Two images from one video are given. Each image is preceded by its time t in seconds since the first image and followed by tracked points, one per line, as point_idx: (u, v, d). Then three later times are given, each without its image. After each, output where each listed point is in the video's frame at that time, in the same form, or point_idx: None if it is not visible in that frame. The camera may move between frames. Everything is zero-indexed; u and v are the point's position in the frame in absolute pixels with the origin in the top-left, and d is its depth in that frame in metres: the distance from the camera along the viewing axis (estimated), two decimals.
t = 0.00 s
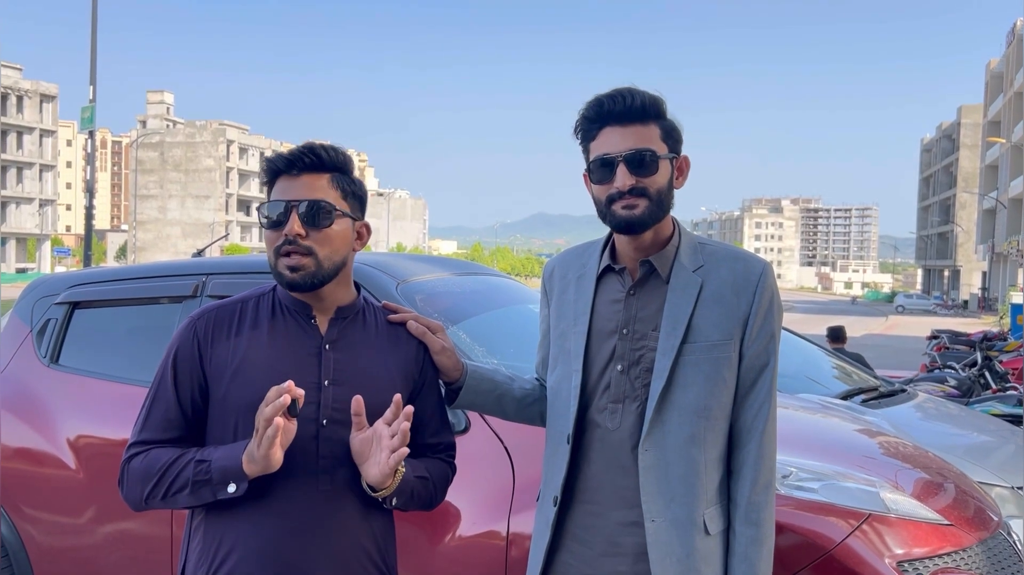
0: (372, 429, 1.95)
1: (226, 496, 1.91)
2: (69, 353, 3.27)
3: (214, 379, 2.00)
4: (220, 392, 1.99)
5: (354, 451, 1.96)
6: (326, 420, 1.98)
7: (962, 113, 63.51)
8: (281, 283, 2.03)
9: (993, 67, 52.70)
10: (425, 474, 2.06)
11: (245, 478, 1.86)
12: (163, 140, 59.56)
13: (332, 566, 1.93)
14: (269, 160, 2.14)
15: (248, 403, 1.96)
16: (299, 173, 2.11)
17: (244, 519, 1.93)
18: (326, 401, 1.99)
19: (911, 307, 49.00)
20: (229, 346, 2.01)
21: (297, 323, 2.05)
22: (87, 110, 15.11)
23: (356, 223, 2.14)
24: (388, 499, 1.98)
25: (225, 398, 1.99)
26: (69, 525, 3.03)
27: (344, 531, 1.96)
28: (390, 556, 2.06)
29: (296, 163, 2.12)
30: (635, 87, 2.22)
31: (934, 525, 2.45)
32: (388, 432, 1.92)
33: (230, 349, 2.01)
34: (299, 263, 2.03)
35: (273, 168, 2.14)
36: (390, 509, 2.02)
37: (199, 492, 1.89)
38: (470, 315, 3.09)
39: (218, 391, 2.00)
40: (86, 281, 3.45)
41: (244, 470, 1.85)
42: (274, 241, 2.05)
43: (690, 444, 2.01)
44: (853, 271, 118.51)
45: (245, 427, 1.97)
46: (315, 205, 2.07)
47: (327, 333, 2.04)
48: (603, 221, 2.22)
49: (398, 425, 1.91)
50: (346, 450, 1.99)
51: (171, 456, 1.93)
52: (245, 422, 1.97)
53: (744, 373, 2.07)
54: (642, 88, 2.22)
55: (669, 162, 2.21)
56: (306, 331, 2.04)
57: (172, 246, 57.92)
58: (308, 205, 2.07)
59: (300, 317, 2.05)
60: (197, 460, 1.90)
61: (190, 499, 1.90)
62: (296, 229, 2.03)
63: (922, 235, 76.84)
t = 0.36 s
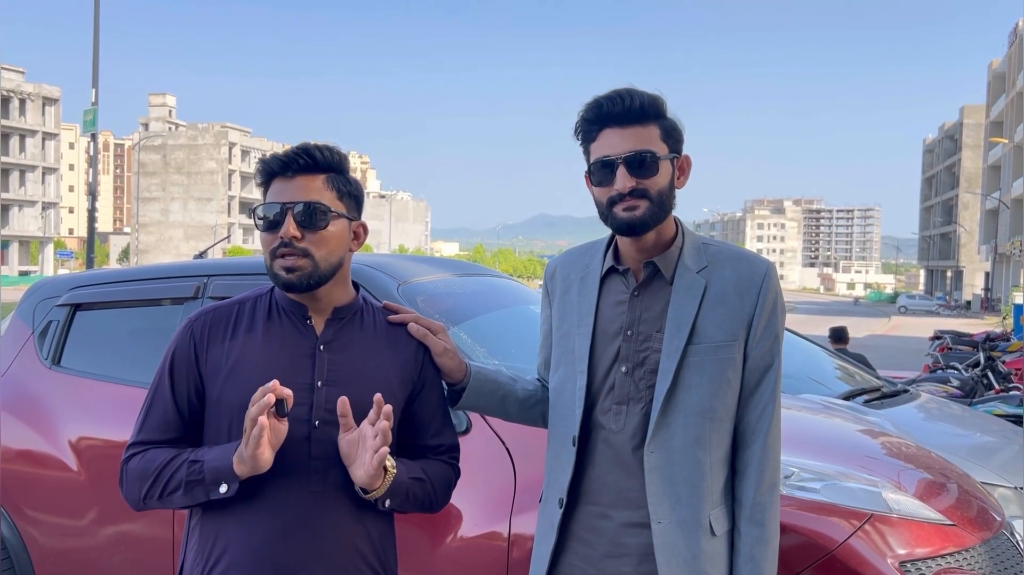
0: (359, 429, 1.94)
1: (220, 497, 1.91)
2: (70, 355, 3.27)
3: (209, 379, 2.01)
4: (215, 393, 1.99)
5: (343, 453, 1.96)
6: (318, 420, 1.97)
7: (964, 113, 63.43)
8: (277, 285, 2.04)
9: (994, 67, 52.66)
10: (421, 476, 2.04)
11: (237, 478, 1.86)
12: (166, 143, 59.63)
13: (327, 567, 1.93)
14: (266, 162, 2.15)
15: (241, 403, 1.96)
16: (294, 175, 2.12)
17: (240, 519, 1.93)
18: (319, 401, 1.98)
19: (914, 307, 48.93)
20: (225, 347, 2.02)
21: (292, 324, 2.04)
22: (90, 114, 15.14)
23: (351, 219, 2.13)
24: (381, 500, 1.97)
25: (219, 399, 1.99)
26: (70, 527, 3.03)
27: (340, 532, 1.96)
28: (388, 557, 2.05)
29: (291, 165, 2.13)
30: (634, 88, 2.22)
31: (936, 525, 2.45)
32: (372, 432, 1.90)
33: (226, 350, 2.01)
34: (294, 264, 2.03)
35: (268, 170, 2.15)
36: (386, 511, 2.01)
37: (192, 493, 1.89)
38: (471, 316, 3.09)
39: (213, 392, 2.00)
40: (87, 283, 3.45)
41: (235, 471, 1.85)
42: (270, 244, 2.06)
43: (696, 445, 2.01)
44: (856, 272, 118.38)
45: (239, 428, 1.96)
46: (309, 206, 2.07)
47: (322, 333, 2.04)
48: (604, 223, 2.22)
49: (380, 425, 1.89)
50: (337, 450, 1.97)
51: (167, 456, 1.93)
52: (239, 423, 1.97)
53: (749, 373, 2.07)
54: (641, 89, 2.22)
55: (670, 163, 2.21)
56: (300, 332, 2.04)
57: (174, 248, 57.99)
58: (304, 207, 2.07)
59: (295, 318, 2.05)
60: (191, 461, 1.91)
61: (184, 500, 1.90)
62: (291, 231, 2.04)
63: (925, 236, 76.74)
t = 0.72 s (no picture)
0: (359, 431, 1.94)
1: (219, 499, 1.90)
2: (73, 357, 3.27)
3: (209, 382, 2.01)
4: (214, 395, 2.00)
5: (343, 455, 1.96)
6: (318, 422, 1.97)
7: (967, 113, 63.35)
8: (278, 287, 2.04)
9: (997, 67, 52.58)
10: (421, 478, 2.04)
11: (236, 480, 1.86)
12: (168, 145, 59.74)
13: (327, 569, 1.93)
14: (265, 164, 2.15)
15: (240, 405, 1.96)
16: (294, 177, 2.12)
17: (240, 521, 1.93)
18: (318, 403, 1.98)
19: (917, 308, 48.86)
20: (225, 349, 2.02)
21: (292, 326, 2.04)
22: (93, 117, 15.18)
23: (352, 222, 2.14)
24: (381, 501, 1.97)
25: (219, 401, 1.99)
26: (73, 529, 3.04)
27: (340, 535, 1.96)
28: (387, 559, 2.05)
29: (292, 167, 2.13)
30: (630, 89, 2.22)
31: (939, 526, 2.44)
32: (371, 434, 1.90)
33: (226, 352, 2.02)
34: (295, 266, 2.03)
35: (267, 172, 2.15)
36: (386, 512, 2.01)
37: (192, 495, 1.89)
38: (473, 318, 3.09)
39: (213, 394, 2.00)
40: (89, 285, 3.46)
41: (234, 473, 1.85)
42: (271, 246, 2.06)
43: (697, 448, 2.01)
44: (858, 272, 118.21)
45: (238, 430, 1.96)
46: (309, 208, 2.07)
47: (321, 335, 2.04)
48: (602, 224, 2.22)
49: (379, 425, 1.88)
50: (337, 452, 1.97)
51: (167, 459, 1.94)
52: (239, 425, 1.96)
53: (750, 375, 2.06)
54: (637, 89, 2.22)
55: (667, 164, 2.20)
56: (300, 334, 2.04)
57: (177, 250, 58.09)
58: (303, 209, 2.07)
59: (294, 320, 2.05)
60: (191, 463, 1.90)
61: (184, 502, 1.90)
62: (292, 233, 2.04)
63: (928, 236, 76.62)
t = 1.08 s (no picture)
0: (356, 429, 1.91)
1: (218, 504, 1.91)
2: (76, 361, 3.28)
3: (206, 388, 2.01)
4: (212, 401, 2.00)
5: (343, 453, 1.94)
6: (315, 425, 1.97)
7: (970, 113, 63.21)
8: (299, 283, 2.03)
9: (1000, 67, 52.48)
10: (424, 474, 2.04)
11: (234, 485, 1.87)
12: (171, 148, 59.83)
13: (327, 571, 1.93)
14: (290, 159, 2.15)
15: (238, 409, 1.97)
16: (322, 176, 2.13)
17: (239, 524, 1.94)
18: (315, 407, 1.98)
19: (921, 308, 48.74)
20: (222, 355, 2.02)
21: (288, 329, 2.04)
22: (96, 120, 15.21)
23: (367, 232, 2.19)
24: (387, 496, 1.97)
25: (217, 405, 1.99)
26: (77, 533, 3.04)
27: (341, 537, 1.96)
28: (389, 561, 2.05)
29: (320, 166, 2.14)
30: (623, 92, 2.22)
31: (942, 527, 2.44)
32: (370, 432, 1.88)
33: (222, 358, 2.02)
34: (319, 266, 2.04)
35: (293, 165, 2.14)
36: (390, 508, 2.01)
37: (191, 500, 1.90)
38: (475, 320, 3.09)
39: (210, 400, 2.00)
40: (92, 289, 3.46)
41: (232, 477, 1.86)
42: (295, 241, 2.06)
43: (697, 450, 2.00)
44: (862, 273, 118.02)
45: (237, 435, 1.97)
46: (339, 210, 2.10)
47: (318, 338, 2.04)
48: (598, 227, 2.22)
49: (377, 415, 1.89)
50: (337, 454, 1.98)
51: (164, 465, 1.94)
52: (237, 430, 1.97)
53: (749, 376, 2.06)
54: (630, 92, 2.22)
55: (663, 165, 2.21)
56: (296, 337, 2.04)
57: (180, 253, 58.16)
58: (333, 210, 2.09)
59: (290, 322, 2.05)
60: (188, 468, 1.91)
61: (184, 508, 1.91)
62: (322, 232, 2.06)
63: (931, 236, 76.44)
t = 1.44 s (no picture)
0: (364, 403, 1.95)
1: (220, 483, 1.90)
2: (80, 364, 3.29)
3: (209, 388, 2.02)
4: (214, 400, 2.00)
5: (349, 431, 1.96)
6: (316, 432, 1.98)
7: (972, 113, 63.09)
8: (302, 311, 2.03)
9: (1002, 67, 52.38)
10: (426, 467, 2.05)
11: (237, 458, 1.87)
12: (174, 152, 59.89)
13: None
14: (311, 179, 2.12)
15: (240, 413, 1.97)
16: (342, 205, 2.11)
17: (240, 522, 1.94)
18: (317, 412, 1.98)
19: (924, 309, 48.63)
20: (224, 357, 2.03)
21: (291, 335, 2.04)
22: (100, 123, 15.24)
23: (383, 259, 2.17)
24: (386, 482, 1.96)
25: (219, 406, 1.99)
26: (81, 536, 3.05)
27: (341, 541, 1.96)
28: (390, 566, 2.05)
29: (341, 192, 2.12)
30: (620, 95, 2.23)
31: (947, 529, 2.43)
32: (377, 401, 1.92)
33: (224, 360, 2.02)
34: (327, 299, 2.04)
35: (315, 187, 2.12)
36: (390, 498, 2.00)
37: (192, 481, 1.89)
38: (478, 322, 3.10)
39: (212, 399, 2.01)
40: (97, 292, 3.47)
41: (235, 450, 1.86)
42: (305, 267, 2.05)
43: (699, 453, 2.00)
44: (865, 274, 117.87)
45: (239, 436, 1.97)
46: (353, 244, 2.09)
47: (321, 344, 2.04)
48: (597, 230, 2.22)
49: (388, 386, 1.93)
50: (338, 460, 1.99)
51: (165, 454, 1.93)
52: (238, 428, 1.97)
53: (750, 378, 2.06)
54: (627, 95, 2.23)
55: (660, 168, 2.21)
56: (299, 343, 2.04)
57: (183, 256, 58.22)
58: (348, 242, 2.08)
59: (295, 328, 2.05)
60: (190, 451, 1.91)
61: (184, 495, 1.90)
62: (333, 264, 2.04)
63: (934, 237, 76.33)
